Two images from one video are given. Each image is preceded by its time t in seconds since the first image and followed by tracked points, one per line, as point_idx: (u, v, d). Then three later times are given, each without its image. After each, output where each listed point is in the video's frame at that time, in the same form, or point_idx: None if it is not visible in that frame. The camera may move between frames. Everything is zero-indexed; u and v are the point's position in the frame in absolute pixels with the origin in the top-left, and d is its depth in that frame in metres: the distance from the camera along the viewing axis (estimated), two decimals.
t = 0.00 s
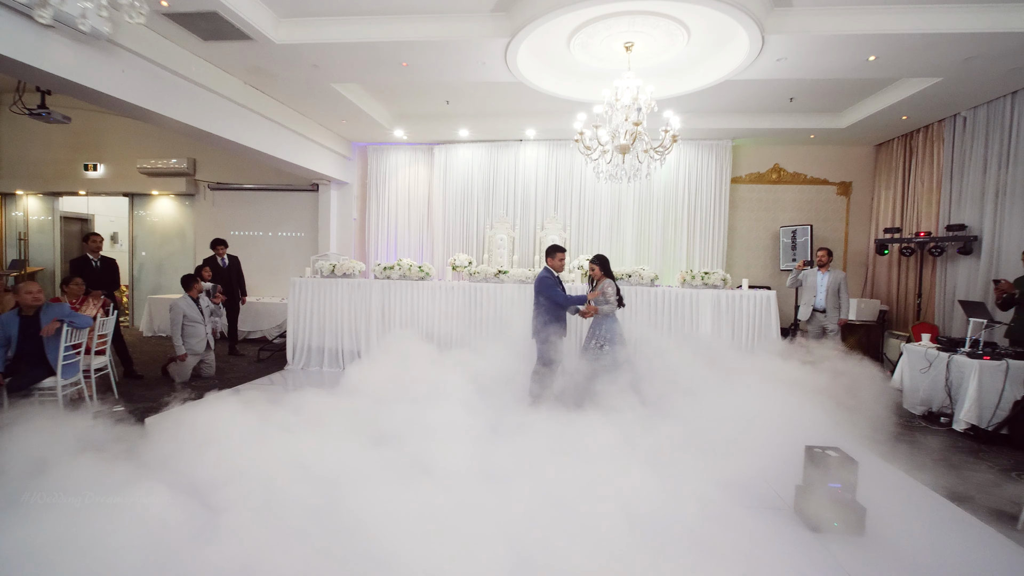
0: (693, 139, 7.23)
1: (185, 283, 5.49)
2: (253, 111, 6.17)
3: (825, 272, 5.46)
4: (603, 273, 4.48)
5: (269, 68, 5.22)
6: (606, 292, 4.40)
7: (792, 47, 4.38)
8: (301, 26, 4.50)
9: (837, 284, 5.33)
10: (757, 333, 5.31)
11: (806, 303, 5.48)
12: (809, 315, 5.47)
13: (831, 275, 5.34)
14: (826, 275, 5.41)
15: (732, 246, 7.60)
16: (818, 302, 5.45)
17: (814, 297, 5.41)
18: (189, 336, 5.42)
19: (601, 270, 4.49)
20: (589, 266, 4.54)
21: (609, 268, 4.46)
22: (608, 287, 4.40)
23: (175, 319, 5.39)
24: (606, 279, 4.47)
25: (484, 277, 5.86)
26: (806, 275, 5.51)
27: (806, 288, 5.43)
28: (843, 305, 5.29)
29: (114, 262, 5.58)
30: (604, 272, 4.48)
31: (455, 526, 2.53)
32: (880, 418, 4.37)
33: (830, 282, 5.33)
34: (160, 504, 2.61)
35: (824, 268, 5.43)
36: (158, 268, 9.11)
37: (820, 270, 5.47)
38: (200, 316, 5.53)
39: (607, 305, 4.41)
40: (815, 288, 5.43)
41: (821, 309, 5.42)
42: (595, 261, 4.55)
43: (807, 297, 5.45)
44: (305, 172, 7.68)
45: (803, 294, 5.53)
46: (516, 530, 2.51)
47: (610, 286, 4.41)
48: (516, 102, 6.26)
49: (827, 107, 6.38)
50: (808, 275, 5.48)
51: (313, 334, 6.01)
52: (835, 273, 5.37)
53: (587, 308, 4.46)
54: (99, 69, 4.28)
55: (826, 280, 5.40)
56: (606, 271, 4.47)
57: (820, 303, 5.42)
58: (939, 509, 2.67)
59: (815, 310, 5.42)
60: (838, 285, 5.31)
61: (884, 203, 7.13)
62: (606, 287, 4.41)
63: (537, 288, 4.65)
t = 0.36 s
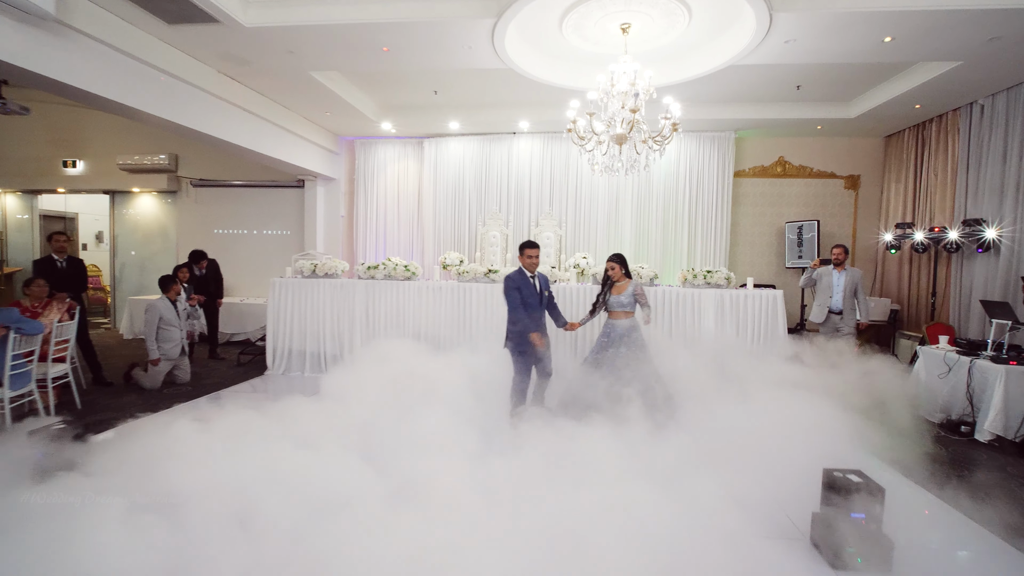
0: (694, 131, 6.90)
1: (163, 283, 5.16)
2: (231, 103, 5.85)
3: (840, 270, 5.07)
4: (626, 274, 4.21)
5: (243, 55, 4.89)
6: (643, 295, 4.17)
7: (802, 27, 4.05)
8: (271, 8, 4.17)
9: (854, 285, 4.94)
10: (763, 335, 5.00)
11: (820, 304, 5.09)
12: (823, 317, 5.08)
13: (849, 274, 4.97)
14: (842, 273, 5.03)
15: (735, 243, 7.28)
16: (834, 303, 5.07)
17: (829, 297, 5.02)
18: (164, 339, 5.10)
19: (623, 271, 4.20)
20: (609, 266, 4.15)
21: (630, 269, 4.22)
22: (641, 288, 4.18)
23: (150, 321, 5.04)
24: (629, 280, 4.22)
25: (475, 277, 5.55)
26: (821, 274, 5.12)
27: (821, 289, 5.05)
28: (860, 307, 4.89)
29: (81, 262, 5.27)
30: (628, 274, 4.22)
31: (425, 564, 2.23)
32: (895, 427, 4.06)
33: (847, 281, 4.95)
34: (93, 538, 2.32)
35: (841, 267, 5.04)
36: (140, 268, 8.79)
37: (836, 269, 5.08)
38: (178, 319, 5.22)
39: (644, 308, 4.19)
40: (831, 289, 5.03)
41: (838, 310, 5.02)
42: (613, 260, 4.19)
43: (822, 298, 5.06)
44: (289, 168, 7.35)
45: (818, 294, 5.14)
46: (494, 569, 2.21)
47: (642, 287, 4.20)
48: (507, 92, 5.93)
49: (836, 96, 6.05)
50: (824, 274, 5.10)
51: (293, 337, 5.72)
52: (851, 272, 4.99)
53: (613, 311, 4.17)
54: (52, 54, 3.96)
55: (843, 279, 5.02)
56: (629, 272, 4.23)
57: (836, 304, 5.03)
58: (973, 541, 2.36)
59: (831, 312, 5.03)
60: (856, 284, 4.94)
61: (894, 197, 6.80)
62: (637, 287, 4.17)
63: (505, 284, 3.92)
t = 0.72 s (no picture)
0: (693, 121, 6.54)
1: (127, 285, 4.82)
2: (200, 92, 5.54)
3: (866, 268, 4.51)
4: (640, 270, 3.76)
5: (205, 38, 4.57)
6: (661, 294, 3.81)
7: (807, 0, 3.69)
8: None
9: (882, 282, 4.41)
10: (766, 337, 4.64)
11: (844, 305, 4.57)
12: (850, 319, 4.55)
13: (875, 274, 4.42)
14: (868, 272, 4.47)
15: (737, 239, 6.92)
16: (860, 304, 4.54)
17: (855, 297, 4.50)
18: (117, 344, 4.79)
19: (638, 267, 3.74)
20: (627, 262, 3.65)
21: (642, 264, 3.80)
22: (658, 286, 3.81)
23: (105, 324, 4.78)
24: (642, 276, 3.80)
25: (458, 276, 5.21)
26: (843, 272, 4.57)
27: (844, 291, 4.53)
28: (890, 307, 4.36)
29: (39, 262, 4.97)
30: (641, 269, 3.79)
31: None
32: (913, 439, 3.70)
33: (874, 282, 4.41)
34: None
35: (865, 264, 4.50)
36: (119, 269, 8.49)
37: (860, 266, 4.55)
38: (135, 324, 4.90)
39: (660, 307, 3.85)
40: (857, 288, 4.51)
41: (864, 312, 4.50)
42: (630, 256, 3.68)
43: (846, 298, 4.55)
44: (269, 163, 7.03)
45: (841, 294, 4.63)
46: None
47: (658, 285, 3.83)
48: (491, 79, 5.60)
49: (842, 82, 5.70)
50: (846, 272, 4.57)
51: (267, 340, 5.38)
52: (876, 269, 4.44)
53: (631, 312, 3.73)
54: None
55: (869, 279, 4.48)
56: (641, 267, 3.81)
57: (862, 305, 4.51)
58: None
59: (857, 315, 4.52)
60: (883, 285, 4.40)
61: (905, 190, 6.43)
62: (654, 285, 3.79)
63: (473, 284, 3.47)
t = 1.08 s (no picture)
0: (699, 117, 6.20)
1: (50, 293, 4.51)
2: (181, 86, 5.29)
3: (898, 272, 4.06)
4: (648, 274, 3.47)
5: (180, 26, 4.33)
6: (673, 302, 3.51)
7: None
8: None
9: (917, 290, 3.95)
10: (778, 347, 4.29)
11: (874, 314, 4.12)
12: (879, 330, 4.13)
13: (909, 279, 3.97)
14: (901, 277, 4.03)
15: (746, 241, 6.57)
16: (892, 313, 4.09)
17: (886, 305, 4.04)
18: (59, 356, 4.46)
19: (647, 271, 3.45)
20: (637, 265, 3.36)
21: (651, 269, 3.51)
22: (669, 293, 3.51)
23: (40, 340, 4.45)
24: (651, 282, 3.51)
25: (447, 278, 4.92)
26: (873, 277, 4.11)
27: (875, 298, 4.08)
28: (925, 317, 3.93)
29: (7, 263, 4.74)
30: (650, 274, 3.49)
31: None
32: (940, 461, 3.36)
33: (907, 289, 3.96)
34: None
35: (898, 269, 4.02)
36: (107, 270, 8.28)
37: (892, 271, 4.07)
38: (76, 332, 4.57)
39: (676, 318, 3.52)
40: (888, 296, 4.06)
41: (896, 322, 4.06)
42: (639, 258, 3.40)
43: (876, 306, 4.11)
44: (258, 161, 6.78)
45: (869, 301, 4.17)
46: None
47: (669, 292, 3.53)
48: (485, 71, 5.31)
49: (859, 74, 5.34)
50: (876, 278, 4.09)
51: (246, 345, 5.11)
52: (910, 275, 3.98)
53: (640, 320, 3.42)
54: None
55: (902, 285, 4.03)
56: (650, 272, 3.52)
57: (894, 315, 4.07)
58: None
59: (888, 324, 4.08)
60: (917, 292, 3.95)
61: (926, 189, 6.05)
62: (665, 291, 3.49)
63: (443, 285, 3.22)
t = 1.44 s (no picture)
0: (715, 108, 5.82)
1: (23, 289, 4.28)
2: (169, 79, 5.04)
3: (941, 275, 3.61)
4: (667, 277, 3.07)
5: (162, 11, 4.07)
6: (696, 306, 3.09)
7: None
8: None
9: (962, 294, 3.49)
10: (805, 357, 3.91)
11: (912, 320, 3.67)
12: (919, 339, 3.64)
13: (952, 282, 3.52)
14: (944, 280, 3.57)
15: (765, 241, 6.18)
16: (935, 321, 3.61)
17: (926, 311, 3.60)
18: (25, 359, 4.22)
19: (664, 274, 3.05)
20: (653, 267, 2.96)
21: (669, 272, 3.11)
22: (692, 297, 3.09)
23: (9, 341, 4.23)
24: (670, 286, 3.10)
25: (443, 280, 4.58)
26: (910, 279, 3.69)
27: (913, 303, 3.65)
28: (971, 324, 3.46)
29: None
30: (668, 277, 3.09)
31: None
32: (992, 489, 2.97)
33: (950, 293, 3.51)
34: None
35: (940, 270, 3.60)
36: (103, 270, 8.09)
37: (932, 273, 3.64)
38: (46, 333, 4.32)
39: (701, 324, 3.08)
40: (928, 300, 3.61)
41: (938, 331, 3.58)
42: (654, 258, 3.00)
43: (914, 312, 3.66)
44: (252, 157, 6.53)
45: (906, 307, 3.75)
46: None
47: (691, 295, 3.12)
48: (486, 59, 5.00)
49: (890, 60, 4.95)
50: (915, 280, 3.68)
51: (233, 350, 4.83)
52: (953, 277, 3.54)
53: (656, 329, 3.01)
54: None
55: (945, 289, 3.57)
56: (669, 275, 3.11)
57: (936, 322, 3.60)
58: None
59: (928, 333, 3.61)
60: (963, 296, 3.48)
61: (962, 184, 5.62)
62: (687, 295, 3.07)
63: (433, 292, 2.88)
